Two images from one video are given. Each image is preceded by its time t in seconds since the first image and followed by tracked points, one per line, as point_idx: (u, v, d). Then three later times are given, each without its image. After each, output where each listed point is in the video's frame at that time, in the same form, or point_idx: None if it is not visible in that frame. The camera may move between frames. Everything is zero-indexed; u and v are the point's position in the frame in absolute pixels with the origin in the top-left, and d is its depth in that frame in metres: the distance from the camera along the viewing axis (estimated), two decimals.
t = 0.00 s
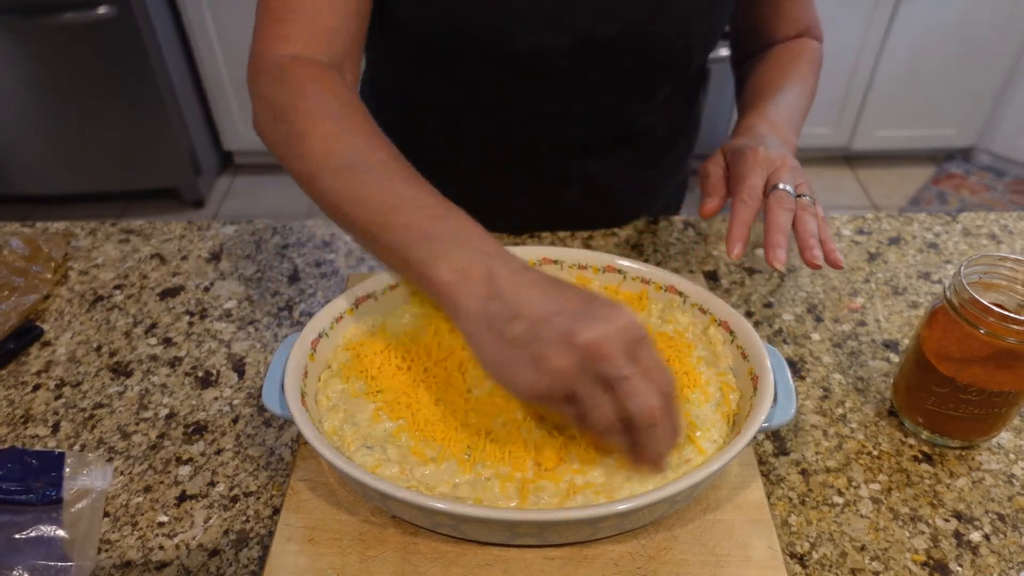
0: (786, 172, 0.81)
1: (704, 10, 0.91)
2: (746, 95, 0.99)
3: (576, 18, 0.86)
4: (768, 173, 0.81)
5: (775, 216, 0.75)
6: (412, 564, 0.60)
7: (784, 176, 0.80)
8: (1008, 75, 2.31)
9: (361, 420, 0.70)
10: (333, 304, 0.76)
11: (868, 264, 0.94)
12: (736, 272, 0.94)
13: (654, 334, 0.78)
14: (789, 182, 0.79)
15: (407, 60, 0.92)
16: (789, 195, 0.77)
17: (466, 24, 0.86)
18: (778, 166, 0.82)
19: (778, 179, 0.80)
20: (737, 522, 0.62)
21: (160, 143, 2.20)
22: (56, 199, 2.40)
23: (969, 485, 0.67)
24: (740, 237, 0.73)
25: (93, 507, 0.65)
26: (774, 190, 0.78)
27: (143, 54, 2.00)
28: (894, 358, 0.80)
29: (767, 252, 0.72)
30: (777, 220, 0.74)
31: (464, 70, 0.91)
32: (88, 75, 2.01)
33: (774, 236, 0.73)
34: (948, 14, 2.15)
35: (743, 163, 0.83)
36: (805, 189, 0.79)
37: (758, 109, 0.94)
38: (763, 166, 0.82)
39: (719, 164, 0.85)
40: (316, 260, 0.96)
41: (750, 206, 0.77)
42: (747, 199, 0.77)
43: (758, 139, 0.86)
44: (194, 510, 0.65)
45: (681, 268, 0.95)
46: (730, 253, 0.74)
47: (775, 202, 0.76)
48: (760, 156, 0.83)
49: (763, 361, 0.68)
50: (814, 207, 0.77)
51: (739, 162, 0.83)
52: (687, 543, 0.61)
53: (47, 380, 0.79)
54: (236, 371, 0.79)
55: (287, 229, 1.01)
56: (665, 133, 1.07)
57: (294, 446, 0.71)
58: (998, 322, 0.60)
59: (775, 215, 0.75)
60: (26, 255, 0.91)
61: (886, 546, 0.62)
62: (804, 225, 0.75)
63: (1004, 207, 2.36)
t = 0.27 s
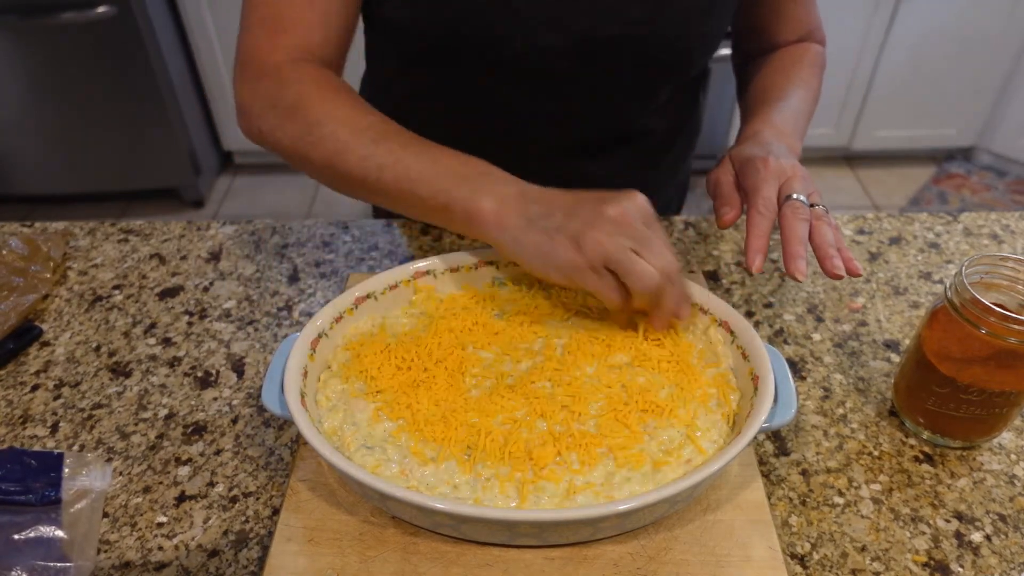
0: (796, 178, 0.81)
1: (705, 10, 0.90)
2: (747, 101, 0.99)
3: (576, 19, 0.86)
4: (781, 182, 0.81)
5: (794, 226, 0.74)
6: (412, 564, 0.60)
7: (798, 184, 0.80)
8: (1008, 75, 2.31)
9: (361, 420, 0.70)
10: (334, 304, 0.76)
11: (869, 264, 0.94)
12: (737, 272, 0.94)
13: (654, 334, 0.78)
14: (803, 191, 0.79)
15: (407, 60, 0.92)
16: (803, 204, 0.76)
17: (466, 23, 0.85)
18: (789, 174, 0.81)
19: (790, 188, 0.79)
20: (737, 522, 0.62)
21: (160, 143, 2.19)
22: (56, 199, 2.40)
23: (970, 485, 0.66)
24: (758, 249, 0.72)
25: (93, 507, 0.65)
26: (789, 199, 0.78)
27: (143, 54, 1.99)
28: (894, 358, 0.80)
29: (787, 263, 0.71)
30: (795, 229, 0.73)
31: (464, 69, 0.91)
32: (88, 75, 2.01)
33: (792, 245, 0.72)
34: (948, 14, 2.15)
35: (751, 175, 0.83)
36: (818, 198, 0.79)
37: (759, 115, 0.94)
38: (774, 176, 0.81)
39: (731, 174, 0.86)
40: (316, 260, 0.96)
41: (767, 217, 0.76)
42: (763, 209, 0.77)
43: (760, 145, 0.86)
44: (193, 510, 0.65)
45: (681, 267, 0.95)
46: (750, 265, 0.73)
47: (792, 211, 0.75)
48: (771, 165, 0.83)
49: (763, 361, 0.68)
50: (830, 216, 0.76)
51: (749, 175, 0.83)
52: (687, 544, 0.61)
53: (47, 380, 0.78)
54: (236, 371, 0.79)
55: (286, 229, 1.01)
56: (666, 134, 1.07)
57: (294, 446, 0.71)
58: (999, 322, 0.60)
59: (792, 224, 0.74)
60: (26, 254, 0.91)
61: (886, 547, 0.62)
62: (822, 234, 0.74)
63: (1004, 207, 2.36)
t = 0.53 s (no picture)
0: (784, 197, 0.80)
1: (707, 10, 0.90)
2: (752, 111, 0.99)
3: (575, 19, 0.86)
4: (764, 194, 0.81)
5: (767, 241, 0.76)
6: (412, 564, 0.60)
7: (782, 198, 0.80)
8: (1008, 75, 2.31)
9: (361, 420, 0.70)
10: (335, 304, 0.76)
11: (869, 264, 0.94)
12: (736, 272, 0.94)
13: (654, 334, 0.78)
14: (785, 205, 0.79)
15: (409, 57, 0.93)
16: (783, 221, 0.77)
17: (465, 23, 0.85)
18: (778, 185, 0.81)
19: (773, 201, 0.80)
20: (737, 522, 0.62)
21: (160, 143, 2.20)
22: (56, 199, 2.40)
23: (970, 485, 0.67)
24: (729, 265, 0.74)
25: (93, 507, 0.65)
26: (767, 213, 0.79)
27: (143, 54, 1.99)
28: (894, 358, 0.80)
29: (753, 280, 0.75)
30: (766, 246, 0.75)
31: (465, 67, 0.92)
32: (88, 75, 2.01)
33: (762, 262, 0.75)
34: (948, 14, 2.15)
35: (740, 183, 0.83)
36: (802, 213, 0.79)
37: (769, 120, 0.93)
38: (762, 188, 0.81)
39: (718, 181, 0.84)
40: (316, 260, 0.96)
41: (742, 229, 0.77)
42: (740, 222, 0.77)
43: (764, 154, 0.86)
44: (193, 510, 0.65)
45: (681, 267, 0.95)
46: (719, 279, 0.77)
47: (767, 226, 0.77)
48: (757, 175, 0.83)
49: (764, 361, 0.68)
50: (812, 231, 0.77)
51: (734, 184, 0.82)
52: (687, 543, 0.61)
53: (47, 380, 0.79)
54: (236, 371, 0.79)
55: (287, 229, 1.01)
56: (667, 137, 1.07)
57: (294, 446, 0.71)
58: (999, 322, 0.60)
59: (766, 240, 0.76)
60: (26, 254, 0.91)
61: (886, 546, 0.62)
62: (791, 252, 0.75)
63: (1004, 206, 2.36)
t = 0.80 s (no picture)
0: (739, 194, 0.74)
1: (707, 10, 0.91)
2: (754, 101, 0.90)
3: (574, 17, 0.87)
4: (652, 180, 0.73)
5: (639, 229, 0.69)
6: (412, 564, 0.60)
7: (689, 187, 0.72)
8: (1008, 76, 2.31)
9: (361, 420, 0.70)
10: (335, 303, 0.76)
11: (869, 264, 0.94)
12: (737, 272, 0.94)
13: (653, 334, 0.78)
14: (698, 196, 0.71)
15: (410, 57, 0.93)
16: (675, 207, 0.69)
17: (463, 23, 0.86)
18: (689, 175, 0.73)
19: (684, 190, 0.71)
20: (737, 522, 0.62)
21: (160, 143, 2.20)
22: (56, 199, 2.40)
23: (970, 485, 0.66)
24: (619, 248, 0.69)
25: (93, 507, 0.65)
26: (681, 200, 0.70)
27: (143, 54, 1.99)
28: (894, 358, 0.80)
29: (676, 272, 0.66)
30: (663, 236, 0.68)
31: (465, 67, 0.92)
32: (88, 75, 2.01)
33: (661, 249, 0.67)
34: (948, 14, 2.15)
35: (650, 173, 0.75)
36: (720, 204, 0.71)
37: (776, 116, 0.84)
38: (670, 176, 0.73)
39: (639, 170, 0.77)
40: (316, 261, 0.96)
41: (640, 217, 0.70)
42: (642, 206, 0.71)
43: (760, 154, 0.80)
44: (193, 510, 0.65)
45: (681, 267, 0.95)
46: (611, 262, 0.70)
47: (665, 214, 0.69)
48: (673, 164, 0.74)
49: (763, 361, 0.67)
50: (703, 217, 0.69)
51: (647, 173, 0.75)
52: (687, 543, 0.61)
53: (47, 380, 0.79)
54: (236, 371, 0.79)
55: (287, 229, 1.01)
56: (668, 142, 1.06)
57: (294, 446, 0.71)
58: (999, 322, 0.60)
59: (659, 228, 0.68)
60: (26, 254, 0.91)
61: (886, 547, 0.62)
62: (701, 240, 0.67)
63: (1004, 206, 2.36)
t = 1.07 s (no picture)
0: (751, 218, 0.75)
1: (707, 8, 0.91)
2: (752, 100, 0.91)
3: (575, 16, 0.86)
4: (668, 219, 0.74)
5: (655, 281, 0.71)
6: (412, 564, 0.60)
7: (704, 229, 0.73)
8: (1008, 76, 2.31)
9: (361, 420, 0.70)
10: (336, 303, 0.76)
11: (869, 264, 0.94)
12: (736, 272, 0.94)
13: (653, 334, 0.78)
14: (711, 238, 0.73)
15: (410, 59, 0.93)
16: (686, 262, 0.71)
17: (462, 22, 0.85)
18: (705, 211, 0.74)
19: (695, 233, 0.73)
20: (737, 522, 0.62)
21: (160, 143, 2.20)
22: (56, 199, 2.40)
23: (970, 485, 0.66)
24: (638, 301, 0.71)
25: (93, 507, 0.65)
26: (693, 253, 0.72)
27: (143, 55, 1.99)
28: (894, 358, 0.80)
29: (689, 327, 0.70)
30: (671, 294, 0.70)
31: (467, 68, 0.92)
32: (88, 75, 2.01)
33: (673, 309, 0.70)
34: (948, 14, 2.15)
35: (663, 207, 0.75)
36: (732, 242, 0.73)
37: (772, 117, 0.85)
38: (683, 212, 0.74)
39: (652, 197, 0.78)
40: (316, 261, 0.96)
41: (654, 267, 0.72)
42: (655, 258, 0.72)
43: (760, 156, 0.81)
44: (193, 510, 0.65)
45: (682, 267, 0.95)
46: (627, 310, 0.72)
47: (677, 271, 0.71)
48: (685, 197, 0.75)
49: (764, 361, 0.67)
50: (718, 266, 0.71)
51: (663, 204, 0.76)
52: (687, 543, 0.61)
53: (47, 380, 0.79)
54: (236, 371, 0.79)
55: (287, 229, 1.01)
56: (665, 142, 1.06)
57: (294, 446, 0.71)
58: (999, 322, 0.60)
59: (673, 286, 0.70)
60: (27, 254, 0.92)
61: (886, 547, 0.62)
62: (716, 293, 0.70)
63: (1004, 207, 2.35)
